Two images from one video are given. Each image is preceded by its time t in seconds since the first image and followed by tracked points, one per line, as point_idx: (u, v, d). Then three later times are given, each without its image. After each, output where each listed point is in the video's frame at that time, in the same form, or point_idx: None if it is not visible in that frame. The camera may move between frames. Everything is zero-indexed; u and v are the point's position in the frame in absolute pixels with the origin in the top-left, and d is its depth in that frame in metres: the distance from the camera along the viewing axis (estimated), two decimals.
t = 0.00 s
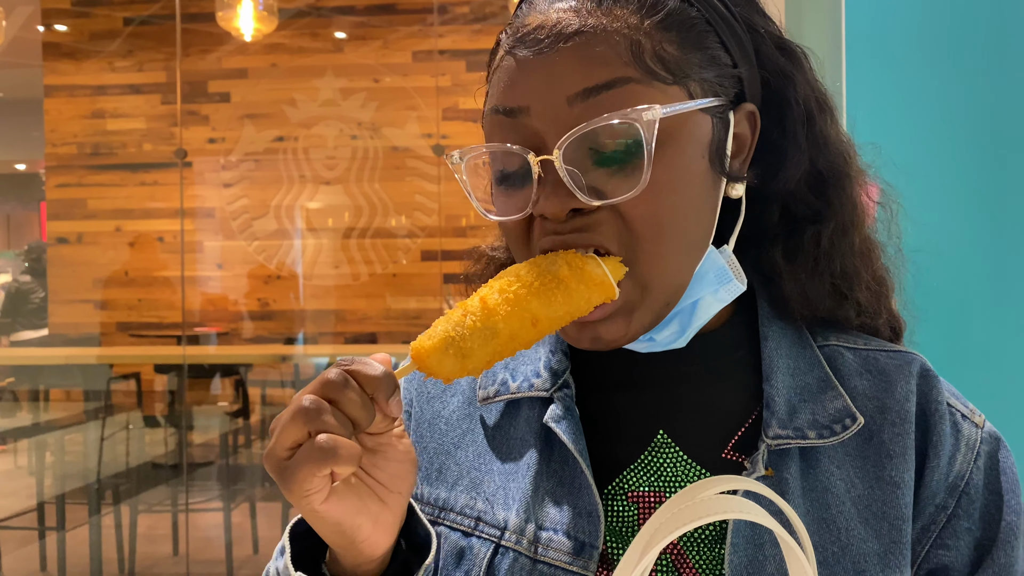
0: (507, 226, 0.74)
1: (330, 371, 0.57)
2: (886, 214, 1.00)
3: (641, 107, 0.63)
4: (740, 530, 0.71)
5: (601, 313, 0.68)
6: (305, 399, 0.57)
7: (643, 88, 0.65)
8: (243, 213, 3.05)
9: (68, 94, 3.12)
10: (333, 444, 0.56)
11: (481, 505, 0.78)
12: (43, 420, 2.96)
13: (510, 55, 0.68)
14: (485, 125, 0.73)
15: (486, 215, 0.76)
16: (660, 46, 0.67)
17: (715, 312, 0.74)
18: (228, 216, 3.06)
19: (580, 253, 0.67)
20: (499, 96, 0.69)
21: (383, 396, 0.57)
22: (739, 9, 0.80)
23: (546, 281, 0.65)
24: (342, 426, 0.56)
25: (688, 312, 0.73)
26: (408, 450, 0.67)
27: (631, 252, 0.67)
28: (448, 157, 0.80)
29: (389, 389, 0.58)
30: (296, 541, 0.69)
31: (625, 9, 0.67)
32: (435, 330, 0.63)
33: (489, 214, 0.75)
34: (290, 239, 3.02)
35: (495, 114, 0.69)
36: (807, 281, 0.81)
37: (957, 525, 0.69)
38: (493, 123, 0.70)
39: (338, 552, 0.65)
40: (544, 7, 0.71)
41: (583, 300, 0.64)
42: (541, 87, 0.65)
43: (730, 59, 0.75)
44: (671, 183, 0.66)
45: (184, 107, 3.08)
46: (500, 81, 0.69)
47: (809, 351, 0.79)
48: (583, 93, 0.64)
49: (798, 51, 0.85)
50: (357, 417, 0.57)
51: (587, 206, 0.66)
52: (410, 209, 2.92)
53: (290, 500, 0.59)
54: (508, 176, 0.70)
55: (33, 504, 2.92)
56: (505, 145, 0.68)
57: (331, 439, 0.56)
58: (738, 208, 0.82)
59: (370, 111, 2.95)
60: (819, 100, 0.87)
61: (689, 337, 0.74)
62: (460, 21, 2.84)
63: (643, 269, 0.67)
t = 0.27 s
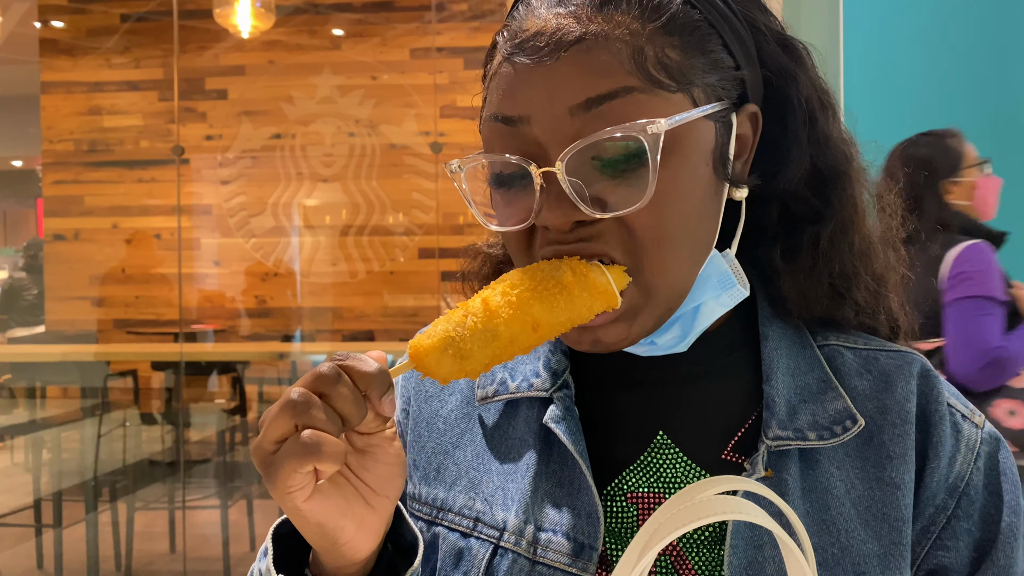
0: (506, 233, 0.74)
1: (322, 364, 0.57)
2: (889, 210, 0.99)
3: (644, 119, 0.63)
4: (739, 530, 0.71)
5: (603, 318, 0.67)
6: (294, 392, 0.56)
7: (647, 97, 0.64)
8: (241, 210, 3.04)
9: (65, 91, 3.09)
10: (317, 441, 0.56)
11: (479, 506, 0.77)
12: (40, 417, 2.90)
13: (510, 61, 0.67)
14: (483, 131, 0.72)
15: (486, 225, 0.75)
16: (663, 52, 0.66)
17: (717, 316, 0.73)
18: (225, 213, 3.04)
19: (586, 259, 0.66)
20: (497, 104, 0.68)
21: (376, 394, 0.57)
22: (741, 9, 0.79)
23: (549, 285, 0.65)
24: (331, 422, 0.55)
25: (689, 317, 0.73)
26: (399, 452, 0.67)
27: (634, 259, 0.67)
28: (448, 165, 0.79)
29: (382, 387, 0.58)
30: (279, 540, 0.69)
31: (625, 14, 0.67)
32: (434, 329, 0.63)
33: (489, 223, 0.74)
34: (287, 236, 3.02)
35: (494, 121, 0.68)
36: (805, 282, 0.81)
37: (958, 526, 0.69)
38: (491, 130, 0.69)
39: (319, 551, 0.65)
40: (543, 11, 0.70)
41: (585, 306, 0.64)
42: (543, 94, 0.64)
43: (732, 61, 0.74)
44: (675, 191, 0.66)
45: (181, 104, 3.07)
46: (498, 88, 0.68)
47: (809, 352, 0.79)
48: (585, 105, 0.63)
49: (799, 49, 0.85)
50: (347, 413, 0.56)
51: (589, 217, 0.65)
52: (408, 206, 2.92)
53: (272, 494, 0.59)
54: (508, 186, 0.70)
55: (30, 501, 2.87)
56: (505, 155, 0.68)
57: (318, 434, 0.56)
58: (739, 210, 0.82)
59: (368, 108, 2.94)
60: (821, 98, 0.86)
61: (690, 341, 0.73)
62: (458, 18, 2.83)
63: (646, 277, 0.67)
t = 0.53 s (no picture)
0: (512, 233, 0.73)
1: (329, 367, 0.56)
2: (891, 207, 0.99)
3: (655, 120, 0.63)
4: (740, 529, 0.70)
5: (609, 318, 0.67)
6: (299, 393, 0.55)
7: (656, 97, 0.64)
8: (238, 208, 3.02)
9: (62, 88, 3.07)
10: (318, 444, 0.54)
11: (479, 504, 0.77)
12: (37, 415, 2.93)
13: (517, 59, 0.67)
14: (488, 130, 0.71)
15: (492, 224, 0.74)
16: (673, 51, 0.66)
17: (722, 316, 0.73)
18: (223, 211, 3.02)
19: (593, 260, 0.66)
20: (505, 102, 0.67)
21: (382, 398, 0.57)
22: (748, 7, 0.79)
23: (556, 287, 0.64)
24: (336, 425, 0.55)
25: (693, 316, 0.72)
26: (401, 458, 0.66)
27: (641, 259, 0.67)
28: (453, 164, 0.78)
29: (388, 391, 0.57)
30: (277, 543, 0.68)
31: (634, 13, 0.66)
32: (441, 331, 0.62)
33: (493, 222, 0.74)
34: (285, 233, 3.01)
35: (501, 120, 0.68)
36: (808, 281, 0.81)
37: (960, 526, 0.69)
38: (498, 129, 0.68)
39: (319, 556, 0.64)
40: (551, 7, 0.69)
41: (592, 308, 0.63)
42: (552, 93, 0.64)
43: (741, 60, 0.74)
44: (683, 192, 0.66)
45: (179, 101, 3.05)
46: (506, 86, 0.67)
47: (811, 351, 0.79)
48: (594, 104, 0.63)
49: (805, 46, 0.84)
50: (353, 417, 0.55)
51: (598, 218, 0.65)
52: (406, 204, 2.91)
53: (272, 497, 0.58)
54: (515, 186, 0.69)
55: (27, 499, 2.88)
56: (512, 154, 0.67)
57: (321, 437, 0.55)
58: (743, 207, 0.82)
59: (366, 106, 2.93)
60: (826, 96, 0.86)
61: (695, 341, 0.73)
62: (456, 16, 2.82)
63: (654, 277, 0.66)
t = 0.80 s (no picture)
0: (515, 228, 0.73)
1: (333, 368, 0.56)
2: (892, 204, 0.99)
3: (658, 115, 0.62)
4: (741, 526, 0.70)
5: (611, 312, 0.66)
6: (305, 395, 0.55)
7: (660, 92, 0.63)
8: (236, 206, 3.01)
9: (60, 86, 3.06)
10: (323, 446, 0.54)
11: (478, 501, 0.77)
12: (36, 413, 2.94)
13: (521, 54, 0.66)
14: (492, 125, 0.71)
15: (495, 219, 0.74)
16: (677, 46, 0.66)
17: (724, 312, 0.73)
18: (221, 209, 3.02)
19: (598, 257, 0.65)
20: (508, 96, 0.67)
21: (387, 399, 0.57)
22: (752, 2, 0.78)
23: (560, 285, 0.64)
24: (342, 428, 0.55)
25: (696, 312, 0.72)
26: (403, 460, 0.66)
27: (642, 254, 0.66)
28: (456, 159, 0.78)
29: (392, 392, 0.57)
30: (276, 547, 0.68)
31: (639, 7, 0.66)
32: (446, 331, 0.62)
33: (496, 218, 0.74)
34: (283, 231, 3.00)
35: (505, 115, 0.67)
36: (809, 277, 0.80)
37: (961, 523, 0.69)
38: (501, 124, 0.68)
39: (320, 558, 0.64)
40: (555, 2, 0.69)
41: (596, 306, 0.63)
42: (556, 88, 0.63)
43: (744, 55, 0.73)
44: (686, 187, 0.65)
45: (177, 99, 3.03)
46: (509, 80, 0.67)
47: (813, 347, 0.79)
48: (598, 99, 0.62)
49: (808, 43, 0.84)
50: (358, 419, 0.55)
51: (601, 214, 0.65)
52: (404, 202, 2.90)
53: (275, 498, 0.58)
54: (518, 181, 0.69)
55: (25, 498, 2.90)
56: (516, 148, 0.67)
57: (327, 439, 0.54)
58: (746, 204, 0.81)
59: (364, 104, 2.92)
60: (829, 93, 0.86)
61: (696, 336, 0.73)
62: (454, 14, 2.81)
63: (656, 272, 0.66)
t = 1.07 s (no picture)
0: (513, 227, 0.72)
1: (332, 373, 0.55)
2: (891, 201, 0.99)
3: (653, 112, 0.62)
4: (740, 525, 0.70)
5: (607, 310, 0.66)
6: (305, 401, 0.54)
7: (655, 89, 0.63)
8: (235, 205, 3.01)
9: (59, 85, 3.05)
10: (322, 450, 0.53)
11: (476, 501, 0.76)
12: (35, 412, 2.92)
13: (517, 52, 0.66)
14: (488, 123, 0.71)
15: (492, 217, 0.74)
16: (672, 43, 0.65)
17: (721, 309, 0.72)
18: (220, 208, 3.01)
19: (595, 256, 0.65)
20: (504, 94, 0.67)
21: (387, 402, 0.56)
22: None
23: (558, 285, 0.64)
24: (341, 433, 0.54)
25: (693, 309, 0.72)
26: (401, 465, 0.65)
27: (638, 252, 0.66)
28: (453, 158, 0.78)
29: (391, 396, 0.57)
30: (271, 552, 0.68)
31: (634, 4, 0.65)
32: (444, 332, 0.61)
33: (494, 216, 0.73)
34: (283, 230, 2.99)
35: (500, 113, 0.67)
36: (808, 275, 0.80)
37: (960, 522, 0.69)
38: (498, 122, 0.68)
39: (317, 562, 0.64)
40: None
41: (595, 305, 0.63)
42: (551, 85, 0.63)
43: (740, 52, 0.73)
44: (683, 185, 0.65)
45: (176, 98, 3.03)
46: (505, 78, 0.67)
47: (812, 346, 0.78)
48: (593, 96, 0.62)
49: (806, 39, 0.84)
50: (358, 423, 0.55)
51: (597, 211, 0.64)
52: (403, 201, 2.89)
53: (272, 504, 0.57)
54: (515, 178, 0.68)
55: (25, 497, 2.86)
56: (512, 147, 0.66)
57: (326, 444, 0.54)
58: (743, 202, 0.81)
59: (363, 102, 2.91)
60: (827, 89, 0.85)
61: (694, 334, 0.73)
62: (453, 13, 2.81)
63: (652, 269, 0.66)
